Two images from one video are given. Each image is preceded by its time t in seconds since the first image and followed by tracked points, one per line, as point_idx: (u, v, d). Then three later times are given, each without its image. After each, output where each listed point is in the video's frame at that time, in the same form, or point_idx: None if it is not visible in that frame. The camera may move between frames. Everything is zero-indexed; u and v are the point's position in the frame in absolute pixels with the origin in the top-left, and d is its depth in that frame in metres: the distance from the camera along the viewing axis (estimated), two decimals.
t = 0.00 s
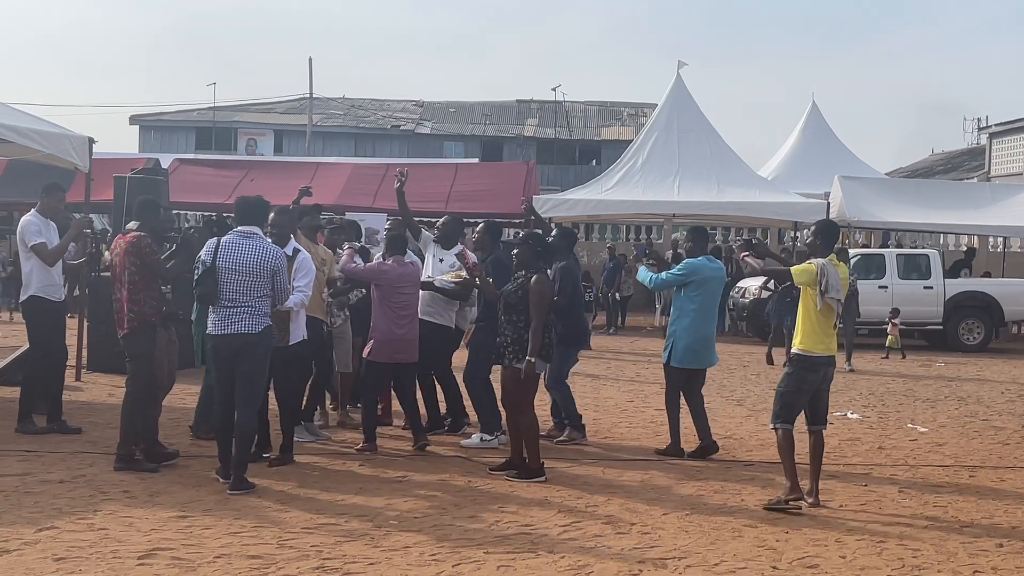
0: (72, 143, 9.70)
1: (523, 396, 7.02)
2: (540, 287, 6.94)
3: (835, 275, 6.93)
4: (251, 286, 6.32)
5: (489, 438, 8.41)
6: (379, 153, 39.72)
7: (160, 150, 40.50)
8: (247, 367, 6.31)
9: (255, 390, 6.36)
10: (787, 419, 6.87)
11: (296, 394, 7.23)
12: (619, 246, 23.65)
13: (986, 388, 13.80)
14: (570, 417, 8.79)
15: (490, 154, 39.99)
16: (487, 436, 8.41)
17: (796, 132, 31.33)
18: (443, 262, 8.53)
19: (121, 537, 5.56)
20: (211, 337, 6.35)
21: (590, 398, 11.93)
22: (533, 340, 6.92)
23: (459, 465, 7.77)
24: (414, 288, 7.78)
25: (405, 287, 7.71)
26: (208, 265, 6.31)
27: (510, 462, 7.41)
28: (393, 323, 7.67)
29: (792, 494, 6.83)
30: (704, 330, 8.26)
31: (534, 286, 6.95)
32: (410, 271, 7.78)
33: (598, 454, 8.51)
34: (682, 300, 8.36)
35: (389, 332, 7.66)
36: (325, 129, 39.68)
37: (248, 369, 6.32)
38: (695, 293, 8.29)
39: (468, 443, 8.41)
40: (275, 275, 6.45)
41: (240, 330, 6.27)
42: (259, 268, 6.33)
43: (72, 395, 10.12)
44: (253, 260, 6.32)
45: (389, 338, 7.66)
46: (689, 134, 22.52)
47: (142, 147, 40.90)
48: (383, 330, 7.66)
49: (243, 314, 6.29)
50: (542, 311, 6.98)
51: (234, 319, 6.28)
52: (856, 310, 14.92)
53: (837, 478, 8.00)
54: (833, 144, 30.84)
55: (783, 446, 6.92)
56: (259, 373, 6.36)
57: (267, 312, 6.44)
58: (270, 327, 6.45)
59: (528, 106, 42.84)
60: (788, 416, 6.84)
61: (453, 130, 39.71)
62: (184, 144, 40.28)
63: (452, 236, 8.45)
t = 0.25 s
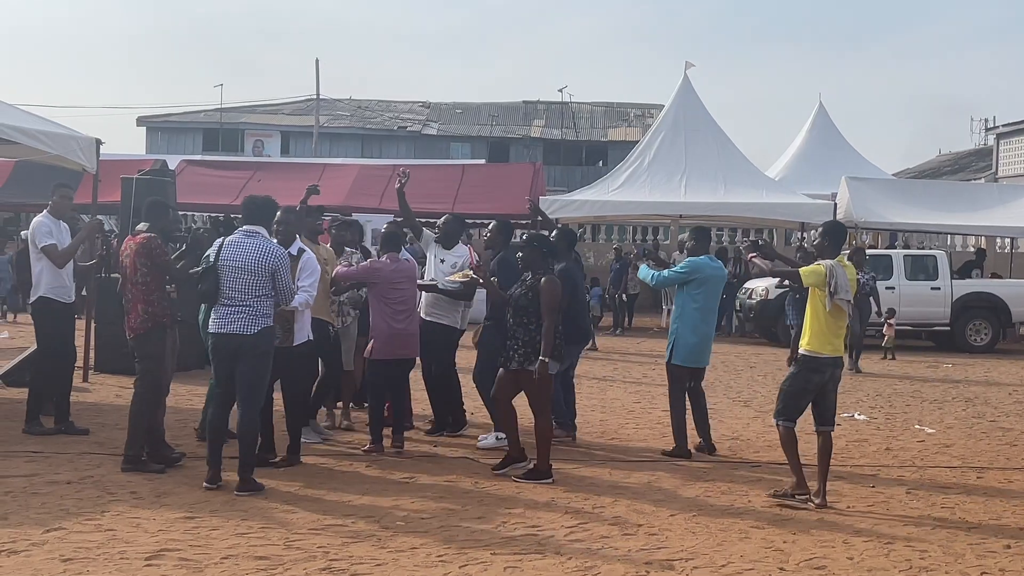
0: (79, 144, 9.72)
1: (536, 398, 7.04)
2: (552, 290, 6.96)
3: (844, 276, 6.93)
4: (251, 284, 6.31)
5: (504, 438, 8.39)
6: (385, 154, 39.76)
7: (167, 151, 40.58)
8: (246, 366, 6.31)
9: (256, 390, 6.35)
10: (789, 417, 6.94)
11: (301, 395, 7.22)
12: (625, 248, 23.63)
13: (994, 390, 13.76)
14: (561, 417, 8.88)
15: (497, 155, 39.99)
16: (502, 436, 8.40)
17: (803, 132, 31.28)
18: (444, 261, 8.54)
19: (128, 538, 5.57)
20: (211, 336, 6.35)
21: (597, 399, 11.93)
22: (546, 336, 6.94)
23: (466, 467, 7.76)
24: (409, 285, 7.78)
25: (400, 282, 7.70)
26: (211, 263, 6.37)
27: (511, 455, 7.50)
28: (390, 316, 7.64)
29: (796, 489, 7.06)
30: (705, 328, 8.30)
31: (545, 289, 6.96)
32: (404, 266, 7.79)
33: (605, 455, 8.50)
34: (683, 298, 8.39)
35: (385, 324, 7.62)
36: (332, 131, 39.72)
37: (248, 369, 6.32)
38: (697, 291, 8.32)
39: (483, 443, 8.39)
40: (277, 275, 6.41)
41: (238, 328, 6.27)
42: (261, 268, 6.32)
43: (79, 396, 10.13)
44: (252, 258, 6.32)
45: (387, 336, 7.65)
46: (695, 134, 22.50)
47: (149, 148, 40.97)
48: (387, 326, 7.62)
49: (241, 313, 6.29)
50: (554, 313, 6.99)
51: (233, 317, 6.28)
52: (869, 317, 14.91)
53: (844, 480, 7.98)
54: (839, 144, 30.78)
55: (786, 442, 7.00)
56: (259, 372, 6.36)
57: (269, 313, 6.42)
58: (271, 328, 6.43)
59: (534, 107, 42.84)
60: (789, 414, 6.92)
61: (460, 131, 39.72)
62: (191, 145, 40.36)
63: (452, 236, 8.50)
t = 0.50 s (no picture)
0: (89, 146, 9.74)
1: (541, 400, 7.03)
2: (555, 290, 6.92)
3: (849, 278, 6.91)
4: (248, 285, 6.30)
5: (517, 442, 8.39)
6: (394, 155, 39.82)
7: (176, 153, 40.68)
8: (247, 367, 6.31)
9: (259, 391, 6.35)
10: (799, 419, 6.94)
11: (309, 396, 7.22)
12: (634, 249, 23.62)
13: (1004, 391, 13.70)
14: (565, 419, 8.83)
15: (505, 157, 40.01)
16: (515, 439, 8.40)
17: (812, 134, 31.21)
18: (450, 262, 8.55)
19: (137, 539, 5.58)
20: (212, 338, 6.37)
21: (606, 401, 11.91)
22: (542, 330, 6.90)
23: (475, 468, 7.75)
24: (417, 288, 7.76)
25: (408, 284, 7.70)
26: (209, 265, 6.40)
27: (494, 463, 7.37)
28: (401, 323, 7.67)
29: (791, 492, 7.17)
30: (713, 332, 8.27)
31: (548, 290, 6.93)
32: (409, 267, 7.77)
33: (614, 457, 8.48)
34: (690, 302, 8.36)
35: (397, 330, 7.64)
36: (341, 132, 39.78)
37: (249, 369, 6.31)
38: (705, 296, 8.28)
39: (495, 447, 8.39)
40: (274, 274, 6.37)
41: (236, 330, 6.28)
42: (257, 268, 6.30)
43: (89, 397, 10.15)
44: (248, 259, 6.31)
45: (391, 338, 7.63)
46: (704, 136, 22.46)
47: (159, 150, 41.08)
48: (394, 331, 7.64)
49: (239, 314, 6.29)
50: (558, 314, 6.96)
51: (231, 319, 6.30)
52: (884, 326, 14.88)
53: (853, 481, 7.95)
54: (848, 145, 30.71)
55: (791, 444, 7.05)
56: (262, 374, 6.36)
57: (268, 312, 6.41)
58: (270, 327, 6.42)
59: (543, 108, 42.85)
60: (799, 415, 6.93)
61: (468, 132, 39.75)
62: (200, 147, 40.47)
63: (454, 238, 8.50)
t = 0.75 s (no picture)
0: (101, 147, 9.75)
1: (540, 403, 6.97)
2: (544, 293, 6.86)
3: (853, 280, 6.94)
4: (250, 286, 6.31)
5: (527, 442, 8.39)
6: (404, 156, 39.86)
7: (187, 154, 40.76)
8: (250, 369, 6.32)
9: (267, 392, 6.37)
10: (806, 419, 6.95)
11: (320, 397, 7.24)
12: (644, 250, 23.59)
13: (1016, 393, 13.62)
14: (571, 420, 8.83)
15: (515, 158, 40.00)
16: (524, 440, 8.40)
17: (823, 135, 31.12)
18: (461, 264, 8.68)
19: (148, 539, 5.58)
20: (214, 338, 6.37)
21: (616, 402, 11.88)
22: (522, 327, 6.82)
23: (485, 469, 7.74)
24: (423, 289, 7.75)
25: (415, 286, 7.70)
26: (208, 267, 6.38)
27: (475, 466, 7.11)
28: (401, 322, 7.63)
29: (804, 493, 7.17)
30: (718, 331, 8.34)
31: (538, 293, 6.86)
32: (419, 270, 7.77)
33: (624, 458, 8.46)
34: (694, 302, 8.40)
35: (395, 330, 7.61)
36: (351, 133, 39.82)
37: (252, 372, 6.32)
38: (709, 295, 8.33)
39: (505, 448, 8.39)
40: (277, 275, 6.39)
41: (238, 330, 6.28)
42: (259, 269, 6.31)
43: (101, 398, 10.17)
44: (250, 260, 6.32)
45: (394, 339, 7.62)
46: (715, 136, 22.41)
47: (170, 151, 41.19)
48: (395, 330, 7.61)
49: (242, 315, 6.29)
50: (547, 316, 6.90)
51: (234, 319, 6.30)
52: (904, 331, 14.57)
53: (865, 483, 7.91)
54: (860, 146, 30.61)
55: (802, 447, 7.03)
56: (265, 375, 6.36)
57: (270, 311, 6.41)
58: (274, 328, 6.43)
59: (553, 109, 42.84)
60: (807, 417, 6.93)
61: (478, 133, 39.75)
62: (211, 148, 40.56)
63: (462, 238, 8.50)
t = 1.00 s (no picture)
0: (114, 148, 9.77)
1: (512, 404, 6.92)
2: (520, 292, 6.80)
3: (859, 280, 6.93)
4: (260, 288, 6.31)
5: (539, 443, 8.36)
6: (416, 157, 39.91)
7: (199, 155, 40.90)
8: (260, 370, 6.32)
9: (277, 394, 6.38)
10: (815, 420, 6.97)
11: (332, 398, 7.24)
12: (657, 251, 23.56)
13: None
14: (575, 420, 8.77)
15: (527, 159, 39.98)
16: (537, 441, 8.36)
17: (835, 135, 31.00)
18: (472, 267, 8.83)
19: (161, 540, 5.59)
20: (222, 340, 6.35)
21: (628, 402, 11.86)
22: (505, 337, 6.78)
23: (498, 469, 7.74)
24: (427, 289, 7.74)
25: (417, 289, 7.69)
26: (217, 270, 6.32)
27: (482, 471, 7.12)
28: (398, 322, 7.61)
29: (818, 495, 7.13)
30: (718, 331, 8.36)
31: (514, 293, 6.81)
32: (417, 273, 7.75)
33: (637, 459, 8.45)
34: (694, 302, 8.42)
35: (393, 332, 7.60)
36: (363, 134, 39.88)
37: (263, 373, 6.33)
38: (708, 296, 8.36)
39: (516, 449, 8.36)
40: (285, 276, 6.40)
41: (249, 332, 6.28)
42: (267, 271, 6.32)
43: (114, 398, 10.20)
44: (259, 261, 6.32)
45: (396, 340, 7.59)
46: (727, 137, 22.35)
47: (183, 152, 41.32)
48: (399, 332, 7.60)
49: (252, 316, 6.29)
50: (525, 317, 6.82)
51: (244, 321, 6.29)
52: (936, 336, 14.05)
53: (878, 484, 7.88)
54: (872, 146, 30.49)
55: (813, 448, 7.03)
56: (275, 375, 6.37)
57: (278, 313, 6.42)
58: (281, 329, 6.43)
59: (565, 109, 42.82)
60: (817, 418, 6.95)
61: (490, 134, 39.77)
62: (223, 149, 40.70)
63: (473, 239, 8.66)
